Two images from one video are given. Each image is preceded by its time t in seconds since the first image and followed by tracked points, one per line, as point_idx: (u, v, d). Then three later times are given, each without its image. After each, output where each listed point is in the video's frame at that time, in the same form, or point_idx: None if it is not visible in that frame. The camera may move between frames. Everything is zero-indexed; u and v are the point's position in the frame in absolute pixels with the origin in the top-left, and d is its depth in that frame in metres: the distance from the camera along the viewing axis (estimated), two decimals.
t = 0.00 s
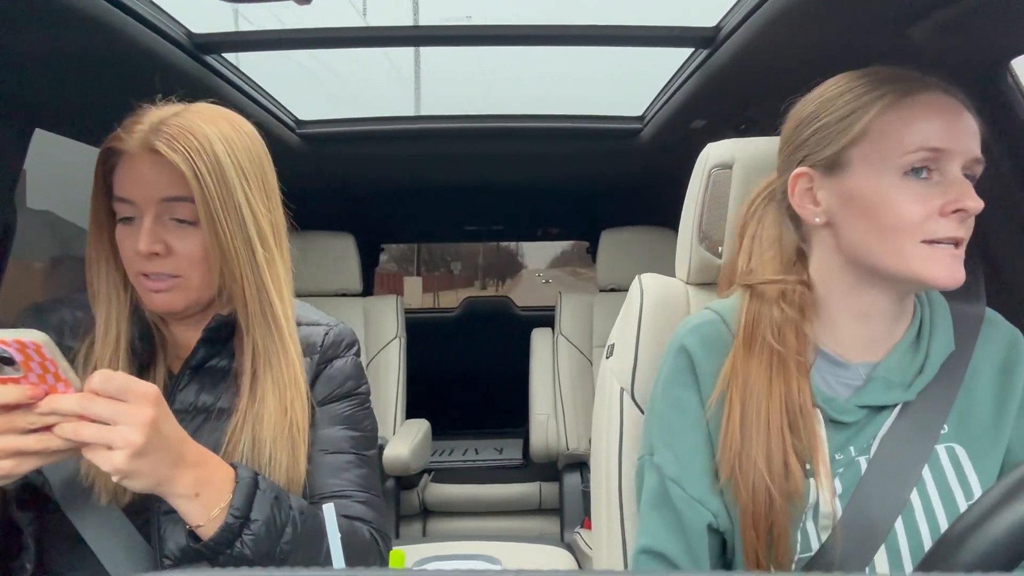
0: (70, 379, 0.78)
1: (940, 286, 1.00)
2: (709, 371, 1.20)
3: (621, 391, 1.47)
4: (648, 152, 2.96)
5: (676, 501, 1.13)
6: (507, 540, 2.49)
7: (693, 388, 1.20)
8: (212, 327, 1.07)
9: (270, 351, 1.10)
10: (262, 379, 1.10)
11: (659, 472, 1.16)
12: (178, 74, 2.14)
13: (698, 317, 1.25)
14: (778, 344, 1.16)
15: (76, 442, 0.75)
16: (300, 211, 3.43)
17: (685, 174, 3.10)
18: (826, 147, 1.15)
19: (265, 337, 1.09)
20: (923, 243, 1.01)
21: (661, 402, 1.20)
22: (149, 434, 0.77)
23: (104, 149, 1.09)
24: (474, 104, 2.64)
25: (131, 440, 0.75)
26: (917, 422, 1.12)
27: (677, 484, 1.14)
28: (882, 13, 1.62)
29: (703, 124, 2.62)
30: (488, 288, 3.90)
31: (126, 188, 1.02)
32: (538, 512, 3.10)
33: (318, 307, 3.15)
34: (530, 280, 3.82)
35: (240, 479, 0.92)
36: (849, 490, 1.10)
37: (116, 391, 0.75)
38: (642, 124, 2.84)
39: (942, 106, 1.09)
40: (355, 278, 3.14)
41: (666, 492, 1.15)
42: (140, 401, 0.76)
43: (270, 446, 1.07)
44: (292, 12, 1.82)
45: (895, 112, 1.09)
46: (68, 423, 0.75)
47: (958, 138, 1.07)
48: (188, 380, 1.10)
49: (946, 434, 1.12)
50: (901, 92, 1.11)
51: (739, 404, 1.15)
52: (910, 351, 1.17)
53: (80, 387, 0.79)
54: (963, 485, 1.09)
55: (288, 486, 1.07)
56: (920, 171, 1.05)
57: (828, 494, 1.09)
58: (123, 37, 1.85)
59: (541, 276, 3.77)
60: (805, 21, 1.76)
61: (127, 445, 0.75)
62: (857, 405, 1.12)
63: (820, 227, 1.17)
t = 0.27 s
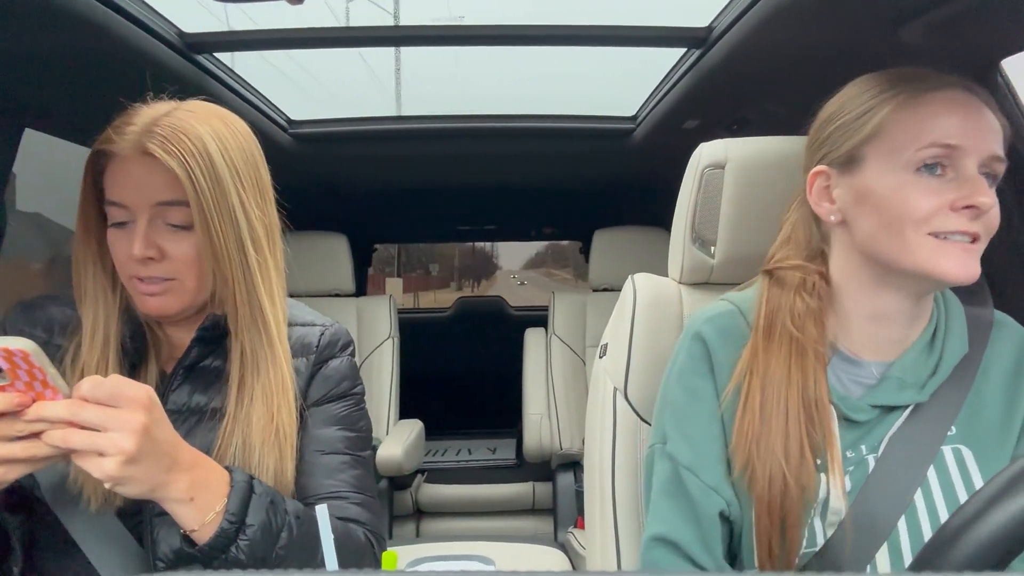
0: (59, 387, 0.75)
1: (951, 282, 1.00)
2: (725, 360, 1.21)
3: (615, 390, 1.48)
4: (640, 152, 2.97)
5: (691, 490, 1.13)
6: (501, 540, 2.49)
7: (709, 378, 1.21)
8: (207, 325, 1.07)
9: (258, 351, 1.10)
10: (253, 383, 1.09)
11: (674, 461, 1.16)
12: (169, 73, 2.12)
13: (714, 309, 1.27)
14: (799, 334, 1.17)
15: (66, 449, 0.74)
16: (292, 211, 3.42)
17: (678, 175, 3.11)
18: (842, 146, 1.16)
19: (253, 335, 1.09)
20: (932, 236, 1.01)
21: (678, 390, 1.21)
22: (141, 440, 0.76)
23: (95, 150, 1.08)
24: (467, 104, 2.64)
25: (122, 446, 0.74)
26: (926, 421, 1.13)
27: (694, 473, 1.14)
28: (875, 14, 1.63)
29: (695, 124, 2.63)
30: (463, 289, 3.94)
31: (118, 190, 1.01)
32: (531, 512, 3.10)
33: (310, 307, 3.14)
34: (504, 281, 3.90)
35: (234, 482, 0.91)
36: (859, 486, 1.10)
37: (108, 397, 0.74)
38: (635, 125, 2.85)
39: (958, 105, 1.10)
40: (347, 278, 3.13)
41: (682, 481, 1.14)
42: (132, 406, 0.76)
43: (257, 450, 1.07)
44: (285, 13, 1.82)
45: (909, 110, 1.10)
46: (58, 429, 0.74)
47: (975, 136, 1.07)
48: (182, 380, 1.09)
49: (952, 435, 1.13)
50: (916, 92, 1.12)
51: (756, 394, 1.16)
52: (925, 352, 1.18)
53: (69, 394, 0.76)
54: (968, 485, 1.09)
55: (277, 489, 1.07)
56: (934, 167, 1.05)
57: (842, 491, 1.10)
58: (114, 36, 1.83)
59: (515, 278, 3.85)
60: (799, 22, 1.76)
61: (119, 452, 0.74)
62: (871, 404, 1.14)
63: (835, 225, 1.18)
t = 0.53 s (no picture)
0: (43, 398, 0.75)
1: (948, 285, 1.02)
2: (735, 354, 1.20)
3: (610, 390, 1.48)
4: (636, 151, 2.97)
5: (722, 480, 1.10)
6: (498, 540, 2.49)
7: (720, 372, 1.19)
8: (202, 327, 1.07)
9: (253, 360, 1.10)
10: (248, 390, 1.09)
11: (700, 453, 1.12)
12: (164, 73, 2.12)
13: (717, 304, 1.26)
14: (800, 331, 1.18)
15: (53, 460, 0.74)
16: (288, 211, 3.42)
17: (673, 173, 3.11)
18: (845, 145, 1.17)
19: (247, 345, 1.09)
20: (931, 239, 1.02)
21: (697, 382, 1.17)
22: (129, 450, 0.76)
23: (89, 153, 1.07)
24: (462, 103, 2.64)
25: (110, 457, 0.74)
26: (924, 420, 1.15)
27: (727, 465, 1.10)
28: (869, 13, 1.63)
29: (690, 123, 2.63)
30: (452, 289, 3.96)
31: (113, 194, 1.01)
32: (528, 511, 3.11)
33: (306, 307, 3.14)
34: (491, 282, 3.91)
35: (227, 488, 0.91)
36: (857, 483, 1.12)
37: (96, 408, 0.74)
38: (631, 124, 2.85)
39: (965, 108, 1.10)
40: (342, 278, 3.12)
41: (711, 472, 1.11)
42: (120, 416, 0.75)
43: (249, 459, 1.06)
44: (279, 11, 1.82)
45: (914, 112, 1.10)
46: (45, 440, 0.73)
47: (980, 139, 1.07)
48: (175, 382, 1.08)
49: (948, 433, 1.15)
50: (921, 94, 1.12)
51: (771, 389, 1.15)
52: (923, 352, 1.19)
53: (53, 405, 0.76)
54: (965, 483, 1.11)
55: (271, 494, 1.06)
56: (937, 170, 1.06)
57: (840, 486, 1.11)
58: (109, 36, 1.83)
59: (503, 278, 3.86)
60: (794, 20, 1.76)
61: (107, 462, 0.74)
62: (871, 403, 1.15)
63: (835, 224, 1.19)
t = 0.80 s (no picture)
0: (35, 400, 0.72)
1: (944, 287, 1.02)
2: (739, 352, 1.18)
3: (609, 391, 1.46)
4: (633, 151, 2.96)
5: (742, 478, 1.07)
6: (495, 541, 2.47)
7: (725, 371, 1.17)
8: (191, 329, 1.07)
9: (237, 357, 1.07)
10: (232, 387, 1.07)
11: (717, 450, 1.09)
12: (160, 72, 2.10)
13: (716, 303, 1.24)
14: (801, 330, 1.17)
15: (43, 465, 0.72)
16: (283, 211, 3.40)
17: (670, 173, 3.11)
18: (831, 150, 1.17)
19: (232, 344, 1.07)
20: (923, 243, 1.03)
21: (706, 380, 1.15)
22: (121, 455, 0.74)
23: (83, 146, 1.07)
24: (460, 102, 2.63)
25: (102, 462, 0.73)
26: (927, 418, 1.14)
27: (744, 462, 1.08)
28: (869, 11, 1.62)
29: (688, 122, 2.62)
30: (446, 289, 3.90)
31: (106, 187, 1.01)
32: (525, 512, 3.09)
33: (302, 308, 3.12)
34: (485, 283, 3.85)
35: (218, 492, 0.90)
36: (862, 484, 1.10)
37: (87, 412, 0.72)
38: (628, 123, 2.84)
39: (948, 104, 1.10)
40: (338, 278, 3.10)
41: (730, 470, 1.08)
42: (111, 420, 0.74)
43: (238, 460, 1.04)
44: (276, 9, 1.80)
45: (898, 112, 1.10)
46: (34, 445, 0.71)
47: (967, 135, 1.07)
48: (167, 383, 1.07)
49: (950, 432, 1.13)
50: (904, 92, 1.11)
51: (777, 387, 1.14)
52: (922, 352, 1.19)
53: (47, 408, 0.73)
54: (966, 481, 1.10)
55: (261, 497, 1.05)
56: (926, 171, 1.06)
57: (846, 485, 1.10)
58: (104, 35, 1.81)
59: (496, 280, 3.81)
60: (791, 20, 1.75)
61: (98, 467, 0.72)
62: (874, 403, 1.14)
63: (828, 228, 1.19)
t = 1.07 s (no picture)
0: (38, 399, 0.73)
1: (938, 277, 1.02)
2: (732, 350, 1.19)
3: (608, 391, 1.46)
4: (632, 151, 2.97)
5: (742, 471, 1.06)
6: (495, 541, 2.47)
7: (719, 368, 1.18)
8: (194, 330, 1.06)
9: (242, 354, 1.07)
10: (235, 386, 1.07)
11: (716, 444, 1.09)
12: (159, 73, 2.10)
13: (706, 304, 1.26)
14: (792, 326, 1.17)
15: (45, 463, 0.71)
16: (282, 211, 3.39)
17: (669, 173, 3.11)
18: (818, 147, 1.17)
19: (239, 340, 1.07)
20: (917, 232, 1.03)
21: (701, 377, 1.15)
22: (124, 452, 0.74)
23: (99, 139, 1.07)
24: (459, 103, 2.63)
25: (105, 459, 0.73)
26: (923, 407, 1.15)
27: (743, 456, 1.07)
28: (867, 12, 1.63)
29: (687, 122, 2.63)
30: (446, 289, 3.92)
31: (119, 178, 1.01)
32: (524, 512, 3.09)
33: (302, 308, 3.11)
34: (483, 282, 3.88)
35: (218, 491, 0.90)
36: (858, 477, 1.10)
37: (90, 410, 0.72)
38: (627, 123, 2.84)
39: (930, 98, 1.11)
40: (338, 279, 3.10)
41: (729, 463, 1.07)
42: (114, 418, 0.74)
43: (237, 457, 1.04)
44: (276, 9, 1.80)
45: (883, 107, 1.11)
46: (37, 443, 0.71)
47: (950, 127, 1.09)
48: (168, 384, 1.07)
49: (948, 423, 1.15)
50: (888, 87, 1.13)
51: (772, 381, 1.14)
52: (913, 343, 1.21)
53: (48, 406, 0.74)
54: (967, 471, 1.11)
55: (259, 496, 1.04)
56: (914, 162, 1.07)
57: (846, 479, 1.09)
58: (105, 36, 1.81)
59: (494, 279, 3.85)
60: (789, 20, 1.76)
61: (101, 465, 0.72)
62: (870, 391, 1.16)
63: (821, 225, 1.18)
